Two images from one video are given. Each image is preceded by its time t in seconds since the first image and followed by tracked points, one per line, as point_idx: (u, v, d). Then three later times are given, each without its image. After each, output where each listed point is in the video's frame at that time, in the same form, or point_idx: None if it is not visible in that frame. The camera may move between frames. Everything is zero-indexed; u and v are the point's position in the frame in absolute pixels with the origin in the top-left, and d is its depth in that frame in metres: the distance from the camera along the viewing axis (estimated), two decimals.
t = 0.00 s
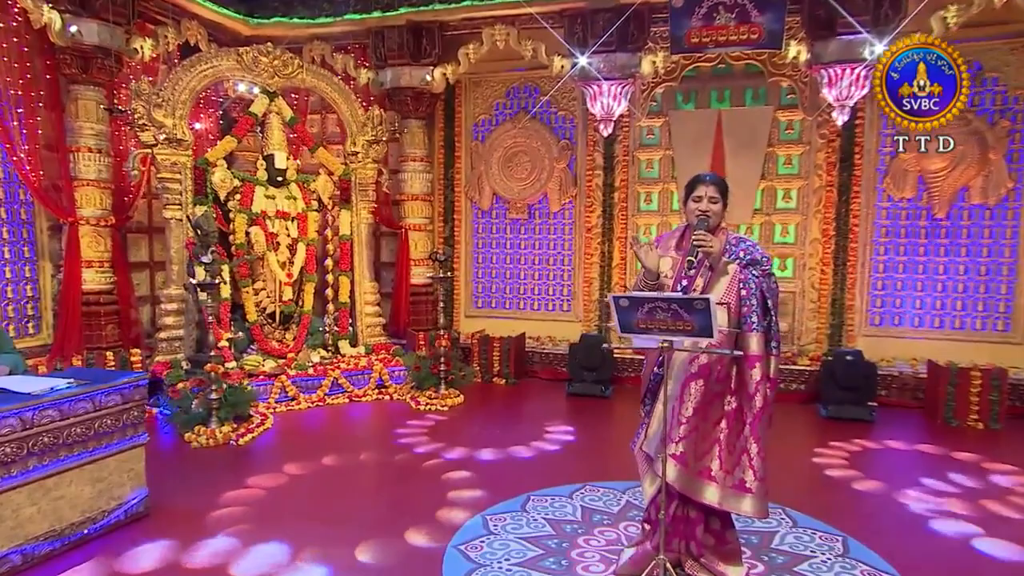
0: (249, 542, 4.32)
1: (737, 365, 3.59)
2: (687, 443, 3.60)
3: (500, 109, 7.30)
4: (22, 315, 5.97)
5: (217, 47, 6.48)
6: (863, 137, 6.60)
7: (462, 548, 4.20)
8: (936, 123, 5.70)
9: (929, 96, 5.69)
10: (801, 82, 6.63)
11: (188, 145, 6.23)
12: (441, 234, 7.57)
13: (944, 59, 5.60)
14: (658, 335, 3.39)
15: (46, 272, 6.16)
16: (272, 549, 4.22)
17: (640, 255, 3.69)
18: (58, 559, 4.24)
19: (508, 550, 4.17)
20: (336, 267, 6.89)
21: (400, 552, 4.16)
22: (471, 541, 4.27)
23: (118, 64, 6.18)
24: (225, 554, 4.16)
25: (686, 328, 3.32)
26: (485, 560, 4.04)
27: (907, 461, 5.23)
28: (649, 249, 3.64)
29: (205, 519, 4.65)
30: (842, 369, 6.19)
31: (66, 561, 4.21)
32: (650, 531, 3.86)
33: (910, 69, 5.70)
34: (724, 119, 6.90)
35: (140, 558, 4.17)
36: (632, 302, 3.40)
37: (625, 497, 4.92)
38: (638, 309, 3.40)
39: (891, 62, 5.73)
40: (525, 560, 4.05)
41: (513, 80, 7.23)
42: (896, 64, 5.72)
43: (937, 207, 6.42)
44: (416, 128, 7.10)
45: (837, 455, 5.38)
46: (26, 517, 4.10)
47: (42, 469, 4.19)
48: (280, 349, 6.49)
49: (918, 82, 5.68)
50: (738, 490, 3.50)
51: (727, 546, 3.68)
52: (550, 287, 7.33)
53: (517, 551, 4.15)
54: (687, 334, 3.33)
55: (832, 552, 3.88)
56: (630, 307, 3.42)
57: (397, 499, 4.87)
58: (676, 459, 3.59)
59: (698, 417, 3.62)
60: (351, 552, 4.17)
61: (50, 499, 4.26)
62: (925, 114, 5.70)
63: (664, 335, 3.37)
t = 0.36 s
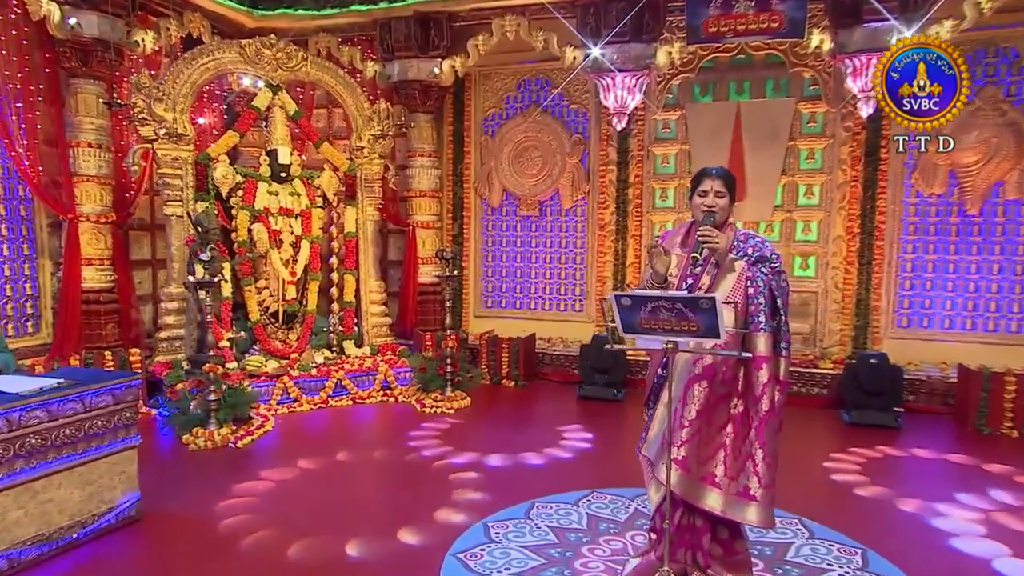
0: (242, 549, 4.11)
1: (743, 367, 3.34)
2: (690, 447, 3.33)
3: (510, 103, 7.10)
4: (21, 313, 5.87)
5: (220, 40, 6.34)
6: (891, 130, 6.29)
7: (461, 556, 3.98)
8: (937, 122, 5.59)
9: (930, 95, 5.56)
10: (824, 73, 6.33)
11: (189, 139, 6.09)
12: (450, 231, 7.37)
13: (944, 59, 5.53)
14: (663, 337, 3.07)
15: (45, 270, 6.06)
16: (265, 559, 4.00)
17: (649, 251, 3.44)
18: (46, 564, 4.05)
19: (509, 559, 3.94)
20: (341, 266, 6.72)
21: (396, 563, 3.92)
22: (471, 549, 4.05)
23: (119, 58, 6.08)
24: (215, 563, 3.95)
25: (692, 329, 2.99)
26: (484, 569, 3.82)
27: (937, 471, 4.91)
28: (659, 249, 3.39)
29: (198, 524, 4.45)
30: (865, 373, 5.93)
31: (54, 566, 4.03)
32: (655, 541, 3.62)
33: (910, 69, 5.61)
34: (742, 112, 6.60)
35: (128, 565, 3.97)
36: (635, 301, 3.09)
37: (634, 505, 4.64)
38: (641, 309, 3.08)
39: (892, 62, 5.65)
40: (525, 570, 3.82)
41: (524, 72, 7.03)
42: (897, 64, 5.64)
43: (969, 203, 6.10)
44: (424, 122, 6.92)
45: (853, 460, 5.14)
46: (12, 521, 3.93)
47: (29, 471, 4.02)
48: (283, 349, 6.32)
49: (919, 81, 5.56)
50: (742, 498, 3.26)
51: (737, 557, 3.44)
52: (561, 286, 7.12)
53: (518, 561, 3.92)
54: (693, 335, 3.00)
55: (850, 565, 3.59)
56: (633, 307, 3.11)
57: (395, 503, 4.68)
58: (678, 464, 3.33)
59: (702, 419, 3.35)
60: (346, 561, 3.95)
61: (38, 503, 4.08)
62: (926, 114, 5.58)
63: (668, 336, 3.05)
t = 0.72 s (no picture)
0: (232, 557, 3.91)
1: (753, 369, 3.09)
2: (698, 452, 3.06)
3: (521, 96, 6.90)
4: (20, 312, 5.76)
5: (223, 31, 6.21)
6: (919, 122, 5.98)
7: (459, 564, 3.77)
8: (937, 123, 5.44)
9: (930, 95, 5.42)
10: (849, 63, 5.97)
11: (190, 134, 5.95)
12: (458, 229, 7.18)
13: (944, 59, 5.38)
14: (664, 338, 2.76)
15: (45, 268, 5.95)
16: (257, 567, 3.79)
17: (657, 253, 3.15)
18: (33, 569, 3.88)
19: (508, 568, 3.73)
20: (346, 264, 6.55)
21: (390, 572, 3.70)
22: (469, 557, 3.84)
23: (118, 51, 5.96)
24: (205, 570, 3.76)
25: (694, 329, 2.68)
26: None
27: (967, 481, 4.62)
28: (666, 253, 3.13)
29: (191, 529, 4.27)
30: (890, 376, 5.64)
31: (40, 571, 3.86)
32: (660, 550, 3.40)
33: (910, 68, 5.45)
34: (761, 103, 6.35)
35: (115, 572, 3.79)
36: (635, 299, 2.79)
37: (641, 512, 4.39)
38: (641, 307, 2.78)
39: (891, 61, 5.49)
40: None
41: (535, 64, 6.83)
42: (896, 64, 5.48)
43: (1003, 199, 5.78)
44: (432, 116, 6.77)
45: (870, 467, 4.89)
46: None
47: (15, 473, 3.84)
48: (286, 350, 6.16)
49: (919, 81, 5.41)
50: (754, 506, 3.01)
51: (745, 568, 3.19)
52: (573, 286, 6.91)
53: (517, 569, 3.71)
54: (695, 336, 2.69)
55: None
56: (633, 305, 2.81)
57: (392, 509, 4.48)
58: (685, 471, 3.06)
59: (710, 423, 3.08)
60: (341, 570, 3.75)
61: (25, 506, 3.91)
62: (925, 114, 5.44)
63: (670, 337, 2.74)
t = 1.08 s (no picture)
0: (220, 562, 3.74)
1: (762, 370, 2.84)
2: (705, 457, 2.80)
3: (531, 89, 6.72)
4: (18, 312, 5.65)
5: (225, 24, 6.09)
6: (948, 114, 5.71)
7: (454, 572, 3.56)
8: (936, 123, 5.36)
9: (927, 95, 5.32)
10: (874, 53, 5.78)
11: (191, 129, 5.83)
12: (466, 226, 7.01)
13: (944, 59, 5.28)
14: (664, 338, 2.52)
15: (44, 266, 5.84)
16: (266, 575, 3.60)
17: (663, 252, 2.87)
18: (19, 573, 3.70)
19: None
20: (350, 263, 6.38)
21: None
22: (465, 565, 3.63)
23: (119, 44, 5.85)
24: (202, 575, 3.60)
25: (694, 329, 2.44)
26: None
27: (1000, 492, 4.33)
28: (674, 252, 2.85)
29: (180, 533, 4.10)
30: (913, 380, 5.40)
31: None
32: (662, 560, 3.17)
33: (909, 68, 5.33)
34: (782, 95, 6.08)
35: None
36: (632, 297, 2.54)
37: (648, 520, 4.15)
38: (638, 306, 2.54)
39: (891, 61, 5.35)
40: None
41: (547, 56, 6.64)
42: (895, 64, 5.35)
43: None
44: (439, 111, 6.60)
45: (895, 476, 4.62)
46: None
47: None
48: (289, 351, 5.99)
49: (918, 81, 5.32)
50: (764, 515, 2.76)
51: None
52: (585, 285, 6.71)
53: None
54: (696, 336, 2.45)
55: None
56: (630, 304, 2.56)
57: (391, 513, 4.30)
58: (692, 477, 2.79)
59: (718, 428, 2.82)
60: None
61: (10, 508, 3.74)
62: (925, 115, 5.33)
63: (669, 338, 2.50)
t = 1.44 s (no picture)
0: (208, 569, 3.56)
1: (770, 373, 2.59)
2: (711, 464, 2.53)
3: (542, 83, 6.53)
4: (15, 311, 5.53)
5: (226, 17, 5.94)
6: (979, 107, 5.43)
7: None
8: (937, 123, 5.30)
9: (929, 95, 5.24)
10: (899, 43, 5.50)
11: (191, 125, 5.67)
12: (475, 225, 6.83)
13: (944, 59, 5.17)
14: (662, 340, 2.30)
15: (42, 265, 5.71)
16: None
17: (666, 251, 2.62)
18: None
19: None
20: (355, 262, 6.22)
21: None
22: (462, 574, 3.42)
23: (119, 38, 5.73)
24: None
25: (693, 330, 2.22)
26: None
27: None
28: (679, 251, 2.60)
29: (170, 539, 3.91)
30: (940, 386, 5.16)
31: None
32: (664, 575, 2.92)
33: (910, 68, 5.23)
34: (803, 87, 5.84)
35: None
36: (628, 297, 2.32)
37: (655, 530, 3.92)
38: (635, 306, 2.31)
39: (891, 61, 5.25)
40: None
41: (558, 49, 6.46)
42: (896, 63, 5.25)
43: None
44: (447, 105, 6.44)
45: (922, 488, 4.35)
46: None
47: None
48: (290, 352, 5.81)
49: (919, 81, 5.22)
50: (773, 525, 2.50)
51: None
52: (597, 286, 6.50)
53: None
54: (695, 338, 2.23)
55: None
56: (626, 304, 2.34)
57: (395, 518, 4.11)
58: (698, 485, 2.53)
59: (725, 434, 2.55)
60: None
61: None
62: (925, 115, 5.26)
63: (667, 339, 2.28)
